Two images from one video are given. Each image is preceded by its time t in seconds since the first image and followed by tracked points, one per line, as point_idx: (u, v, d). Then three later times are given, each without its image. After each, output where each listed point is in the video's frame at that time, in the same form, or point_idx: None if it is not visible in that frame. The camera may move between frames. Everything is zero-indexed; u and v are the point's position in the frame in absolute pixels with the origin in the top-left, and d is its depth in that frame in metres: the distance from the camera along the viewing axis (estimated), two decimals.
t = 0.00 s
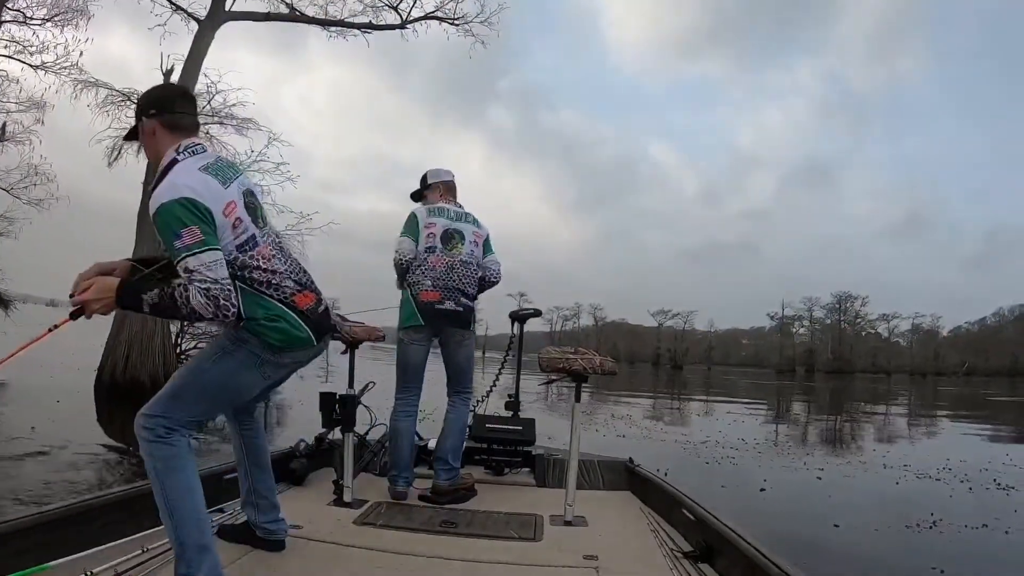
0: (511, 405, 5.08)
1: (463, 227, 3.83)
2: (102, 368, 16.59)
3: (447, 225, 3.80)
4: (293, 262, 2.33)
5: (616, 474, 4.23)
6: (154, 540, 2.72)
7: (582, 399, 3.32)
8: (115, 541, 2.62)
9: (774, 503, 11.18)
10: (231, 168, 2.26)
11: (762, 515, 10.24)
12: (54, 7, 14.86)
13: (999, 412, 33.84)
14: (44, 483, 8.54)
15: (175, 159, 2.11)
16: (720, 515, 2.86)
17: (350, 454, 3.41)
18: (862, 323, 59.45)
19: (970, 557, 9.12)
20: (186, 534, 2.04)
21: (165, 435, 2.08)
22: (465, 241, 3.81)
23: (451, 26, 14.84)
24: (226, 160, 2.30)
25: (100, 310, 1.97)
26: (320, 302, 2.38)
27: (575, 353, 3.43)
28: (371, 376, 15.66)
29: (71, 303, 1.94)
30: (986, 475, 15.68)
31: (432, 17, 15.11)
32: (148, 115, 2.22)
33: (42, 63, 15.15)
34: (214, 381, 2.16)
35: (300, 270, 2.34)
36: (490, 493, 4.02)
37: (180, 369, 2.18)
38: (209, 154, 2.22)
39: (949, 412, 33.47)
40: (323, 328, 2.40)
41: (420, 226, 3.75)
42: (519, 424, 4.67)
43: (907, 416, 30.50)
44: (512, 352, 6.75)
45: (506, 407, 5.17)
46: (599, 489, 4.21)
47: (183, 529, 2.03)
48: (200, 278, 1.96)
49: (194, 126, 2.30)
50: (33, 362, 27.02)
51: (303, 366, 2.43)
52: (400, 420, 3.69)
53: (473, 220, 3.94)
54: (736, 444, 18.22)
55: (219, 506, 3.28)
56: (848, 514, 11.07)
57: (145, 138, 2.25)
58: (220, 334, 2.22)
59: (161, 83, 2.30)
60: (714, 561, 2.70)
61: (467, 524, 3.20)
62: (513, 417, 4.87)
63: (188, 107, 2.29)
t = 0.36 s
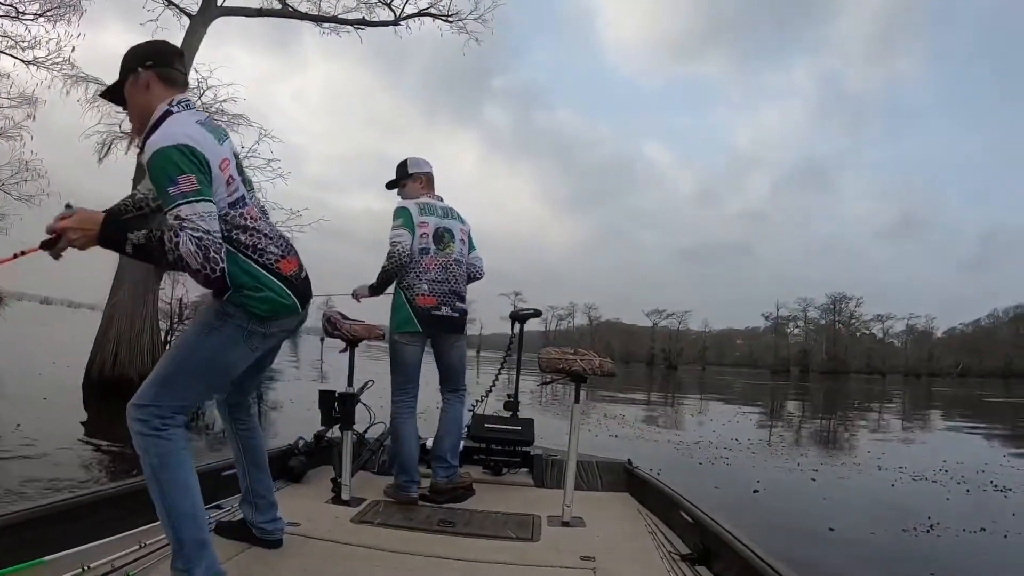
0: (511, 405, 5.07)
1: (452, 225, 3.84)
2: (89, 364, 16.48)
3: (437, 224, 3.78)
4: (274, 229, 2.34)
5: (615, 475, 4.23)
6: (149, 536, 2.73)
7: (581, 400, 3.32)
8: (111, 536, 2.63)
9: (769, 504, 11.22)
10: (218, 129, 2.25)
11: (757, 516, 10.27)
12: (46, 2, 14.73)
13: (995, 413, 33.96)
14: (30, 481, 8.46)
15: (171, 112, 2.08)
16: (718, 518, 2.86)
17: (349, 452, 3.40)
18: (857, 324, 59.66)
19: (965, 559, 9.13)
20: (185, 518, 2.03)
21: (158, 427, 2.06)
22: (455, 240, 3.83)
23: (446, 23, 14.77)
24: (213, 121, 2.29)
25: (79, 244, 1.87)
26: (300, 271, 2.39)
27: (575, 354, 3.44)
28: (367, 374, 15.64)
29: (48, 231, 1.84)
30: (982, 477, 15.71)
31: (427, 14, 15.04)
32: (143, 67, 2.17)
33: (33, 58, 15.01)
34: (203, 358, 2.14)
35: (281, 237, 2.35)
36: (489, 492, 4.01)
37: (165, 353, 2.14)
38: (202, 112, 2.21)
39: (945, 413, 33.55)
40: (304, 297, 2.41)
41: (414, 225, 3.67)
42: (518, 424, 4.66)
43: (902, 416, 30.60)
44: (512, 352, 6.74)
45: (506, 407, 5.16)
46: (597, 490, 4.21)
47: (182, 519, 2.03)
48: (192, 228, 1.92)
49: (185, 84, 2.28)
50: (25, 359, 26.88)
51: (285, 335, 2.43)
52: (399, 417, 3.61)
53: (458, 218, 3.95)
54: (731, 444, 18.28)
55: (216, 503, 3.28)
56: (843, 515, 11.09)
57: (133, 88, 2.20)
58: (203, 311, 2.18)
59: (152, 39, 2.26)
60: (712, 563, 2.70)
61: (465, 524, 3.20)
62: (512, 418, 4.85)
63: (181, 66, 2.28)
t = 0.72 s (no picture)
0: (510, 404, 5.08)
1: (447, 224, 3.86)
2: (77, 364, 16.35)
3: (433, 223, 3.79)
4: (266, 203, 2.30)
5: (615, 474, 4.24)
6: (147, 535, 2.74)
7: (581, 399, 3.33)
8: (111, 534, 2.63)
9: (766, 504, 11.27)
10: (216, 96, 2.25)
11: (753, 516, 10.31)
12: None
13: (990, 412, 34.12)
14: (19, 481, 8.40)
15: (167, 72, 2.08)
16: (717, 518, 2.86)
17: (350, 452, 3.40)
18: (854, 322, 60.05)
19: (960, 558, 9.18)
20: (187, 520, 2.02)
21: (154, 432, 2.04)
22: (449, 239, 3.86)
23: (438, 20, 14.75)
24: (211, 89, 2.28)
25: (72, 220, 1.93)
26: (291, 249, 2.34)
27: (575, 353, 3.45)
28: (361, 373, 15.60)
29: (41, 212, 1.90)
30: (978, 477, 15.76)
31: (420, 12, 15.00)
32: (137, 31, 2.16)
33: (22, 55, 14.91)
34: (192, 352, 2.09)
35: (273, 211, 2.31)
36: (489, 492, 4.01)
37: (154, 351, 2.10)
38: (199, 75, 2.20)
39: (939, 412, 33.70)
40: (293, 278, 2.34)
41: (414, 224, 3.64)
42: (517, 424, 4.66)
43: (897, 416, 30.74)
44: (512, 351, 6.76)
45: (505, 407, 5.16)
46: (597, 490, 4.22)
47: (186, 523, 2.02)
48: (179, 181, 1.93)
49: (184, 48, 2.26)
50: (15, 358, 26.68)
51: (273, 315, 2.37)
52: (399, 416, 3.59)
53: (449, 216, 3.99)
54: (724, 444, 18.35)
55: (216, 501, 3.27)
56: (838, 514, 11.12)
57: (129, 54, 2.19)
58: (187, 301, 2.11)
59: (150, 4, 2.25)
60: (711, 563, 2.71)
61: (465, 524, 3.20)
62: (512, 417, 4.86)
63: (178, 30, 2.26)
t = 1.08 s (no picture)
0: (510, 404, 5.08)
1: (449, 224, 3.82)
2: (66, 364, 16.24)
3: (436, 222, 3.74)
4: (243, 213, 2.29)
5: (615, 473, 4.25)
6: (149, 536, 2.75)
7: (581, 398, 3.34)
8: (115, 535, 2.65)
9: (762, 506, 11.30)
10: (192, 111, 2.24)
11: (749, 518, 10.35)
12: None
13: (985, 411, 34.30)
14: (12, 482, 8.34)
15: (142, 89, 2.06)
16: (718, 517, 2.87)
17: (350, 452, 3.39)
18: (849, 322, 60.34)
19: (956, 559, 9.22)
20: (183, 522, 2.02)
21: (144, 434, 2.03)
22: (451, 239, 3.81)
23: (431, 19, 14.76)
24: (188, 105, 2.27)
25: (54, 237, 1.90)
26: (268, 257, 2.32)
27: (576, 352, 3.44)
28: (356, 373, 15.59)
29: (22, 235, 1.86)
30: (975, 478, 15.80)
31: (413, 10, 14.99)
32: (116, 46, 2.14)
33: (13, 53, 14.82)
34: (180, 356, 2.08)
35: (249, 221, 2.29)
36: (490, 492, 4.01)
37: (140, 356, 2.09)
38: (176, 93, 2.19)
39: (934, 412, 33.87)
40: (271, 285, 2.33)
41: (417, 224, 3.59)
42: (517, 423, 4.66)
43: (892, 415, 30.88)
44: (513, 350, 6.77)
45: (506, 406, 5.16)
46: (598, 489, 4.22)
47: (181, 526, 2.02)
48: (157, 197, 1.92)
49: (162, 64, 2.25)
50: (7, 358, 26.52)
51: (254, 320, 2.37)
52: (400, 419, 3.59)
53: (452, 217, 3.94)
54: (719, 445, 18.43)
55: (219, 501, 3.26)
56: (834, 515, 11.17)
57: (108, 68, 2.17)
58: (171, 306, 2.09)
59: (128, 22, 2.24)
60: (712, 562, 2.71)
61: (465, 523, 3.20)
62: (512, 417, 4.86)
63: (157, 48, 2.25)
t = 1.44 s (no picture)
0: (510, 403, 5.08)
1: (458, 224, 3.72)
2: (55, 364, 16.10)
3: (443, 221, 3.66)
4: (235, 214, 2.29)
5: (616, 472, 4.25)
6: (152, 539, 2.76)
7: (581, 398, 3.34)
8: (119, 538, 2.66)
9: (758, 508, 11.35)
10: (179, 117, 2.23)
11: (746, 521, 10.39)
12: None
13: (980, 414, 34.38)
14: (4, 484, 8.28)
15: (131, 93, 2.05)
16: (719, 515, 2.88)
17: (350, 453, 3.40)
18: (843, 323, 60.70)
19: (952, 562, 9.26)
20: (192, 520, 2.01)
21: (157, 431, 2.02)
22: (460, 240, 3.72)
23: (425, 16, 14.74)
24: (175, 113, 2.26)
25: (28, 228, 1.78)
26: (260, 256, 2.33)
27: (575, 352, 3.45)
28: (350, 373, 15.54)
29: None
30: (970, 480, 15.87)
31: (406, 7, 14.95)
32: (105, 53, 2.13)
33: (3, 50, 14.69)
34: (185, 353, 2.08)
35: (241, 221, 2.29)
36: (491, 492, 4.02)
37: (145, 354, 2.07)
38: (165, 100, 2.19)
39: (929, 414, 34.04)
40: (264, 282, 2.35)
41: (422, 224, 3.53)
42: (517, 423, 4.67)
43: (887, 416, 31.03)
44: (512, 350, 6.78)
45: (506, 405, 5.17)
46: (599, 488, 4.23)
47: (191, 525, 2.01)
48: (140, 188, 1.87)
49: (148, 76, 2.25)
50: None
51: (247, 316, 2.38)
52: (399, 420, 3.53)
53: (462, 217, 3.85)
54: (713, 447, 18.49)
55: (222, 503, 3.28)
56: (830, 518, 11.22)
57: (93, 74, 2.14)
58: (173, 303, 2.09)
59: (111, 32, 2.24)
60: (714, 560, 2.72)
61: (467, 524, 3.21)
62: (512, 416, 4.87)
63: (143, 59, 2.25)
